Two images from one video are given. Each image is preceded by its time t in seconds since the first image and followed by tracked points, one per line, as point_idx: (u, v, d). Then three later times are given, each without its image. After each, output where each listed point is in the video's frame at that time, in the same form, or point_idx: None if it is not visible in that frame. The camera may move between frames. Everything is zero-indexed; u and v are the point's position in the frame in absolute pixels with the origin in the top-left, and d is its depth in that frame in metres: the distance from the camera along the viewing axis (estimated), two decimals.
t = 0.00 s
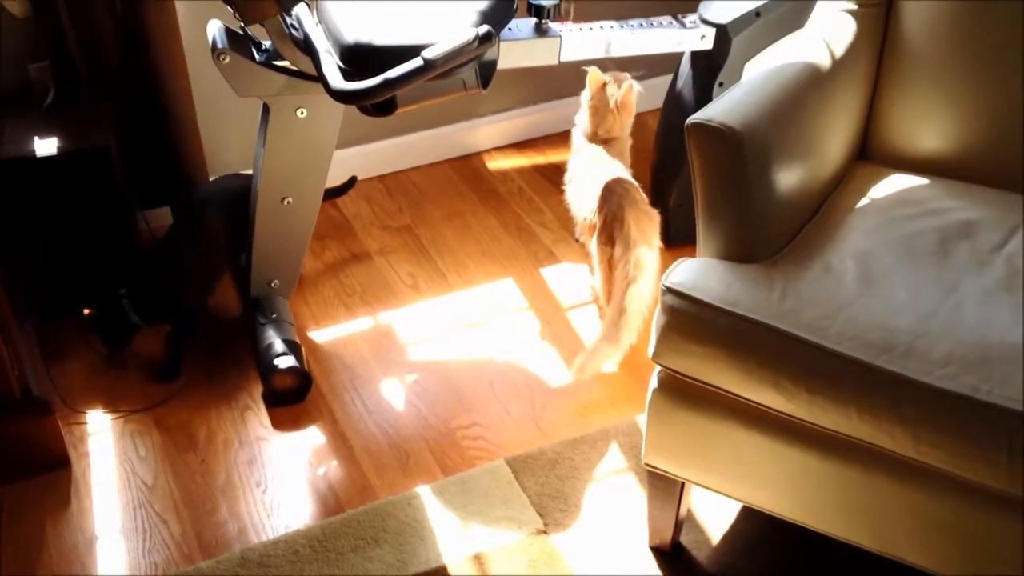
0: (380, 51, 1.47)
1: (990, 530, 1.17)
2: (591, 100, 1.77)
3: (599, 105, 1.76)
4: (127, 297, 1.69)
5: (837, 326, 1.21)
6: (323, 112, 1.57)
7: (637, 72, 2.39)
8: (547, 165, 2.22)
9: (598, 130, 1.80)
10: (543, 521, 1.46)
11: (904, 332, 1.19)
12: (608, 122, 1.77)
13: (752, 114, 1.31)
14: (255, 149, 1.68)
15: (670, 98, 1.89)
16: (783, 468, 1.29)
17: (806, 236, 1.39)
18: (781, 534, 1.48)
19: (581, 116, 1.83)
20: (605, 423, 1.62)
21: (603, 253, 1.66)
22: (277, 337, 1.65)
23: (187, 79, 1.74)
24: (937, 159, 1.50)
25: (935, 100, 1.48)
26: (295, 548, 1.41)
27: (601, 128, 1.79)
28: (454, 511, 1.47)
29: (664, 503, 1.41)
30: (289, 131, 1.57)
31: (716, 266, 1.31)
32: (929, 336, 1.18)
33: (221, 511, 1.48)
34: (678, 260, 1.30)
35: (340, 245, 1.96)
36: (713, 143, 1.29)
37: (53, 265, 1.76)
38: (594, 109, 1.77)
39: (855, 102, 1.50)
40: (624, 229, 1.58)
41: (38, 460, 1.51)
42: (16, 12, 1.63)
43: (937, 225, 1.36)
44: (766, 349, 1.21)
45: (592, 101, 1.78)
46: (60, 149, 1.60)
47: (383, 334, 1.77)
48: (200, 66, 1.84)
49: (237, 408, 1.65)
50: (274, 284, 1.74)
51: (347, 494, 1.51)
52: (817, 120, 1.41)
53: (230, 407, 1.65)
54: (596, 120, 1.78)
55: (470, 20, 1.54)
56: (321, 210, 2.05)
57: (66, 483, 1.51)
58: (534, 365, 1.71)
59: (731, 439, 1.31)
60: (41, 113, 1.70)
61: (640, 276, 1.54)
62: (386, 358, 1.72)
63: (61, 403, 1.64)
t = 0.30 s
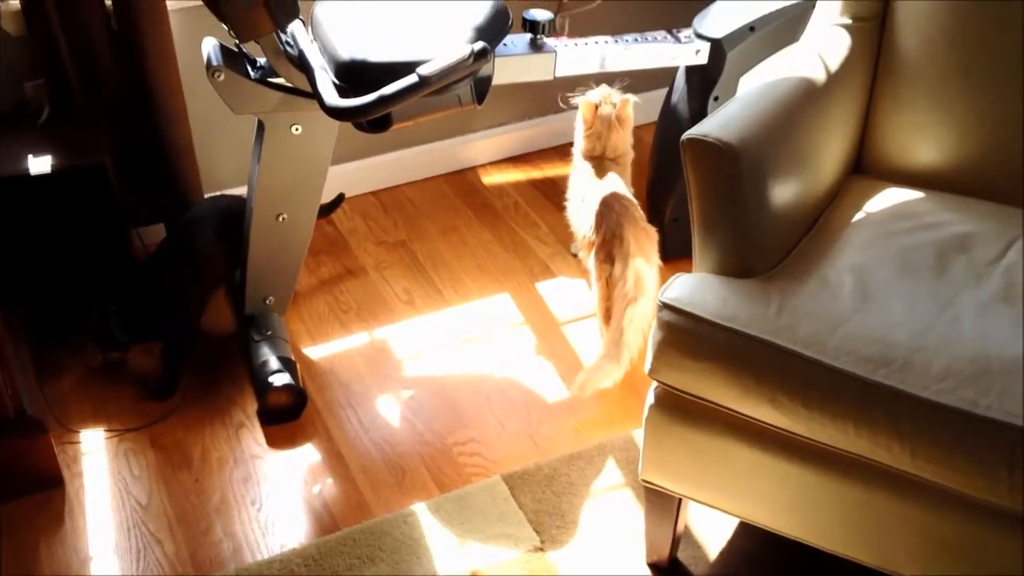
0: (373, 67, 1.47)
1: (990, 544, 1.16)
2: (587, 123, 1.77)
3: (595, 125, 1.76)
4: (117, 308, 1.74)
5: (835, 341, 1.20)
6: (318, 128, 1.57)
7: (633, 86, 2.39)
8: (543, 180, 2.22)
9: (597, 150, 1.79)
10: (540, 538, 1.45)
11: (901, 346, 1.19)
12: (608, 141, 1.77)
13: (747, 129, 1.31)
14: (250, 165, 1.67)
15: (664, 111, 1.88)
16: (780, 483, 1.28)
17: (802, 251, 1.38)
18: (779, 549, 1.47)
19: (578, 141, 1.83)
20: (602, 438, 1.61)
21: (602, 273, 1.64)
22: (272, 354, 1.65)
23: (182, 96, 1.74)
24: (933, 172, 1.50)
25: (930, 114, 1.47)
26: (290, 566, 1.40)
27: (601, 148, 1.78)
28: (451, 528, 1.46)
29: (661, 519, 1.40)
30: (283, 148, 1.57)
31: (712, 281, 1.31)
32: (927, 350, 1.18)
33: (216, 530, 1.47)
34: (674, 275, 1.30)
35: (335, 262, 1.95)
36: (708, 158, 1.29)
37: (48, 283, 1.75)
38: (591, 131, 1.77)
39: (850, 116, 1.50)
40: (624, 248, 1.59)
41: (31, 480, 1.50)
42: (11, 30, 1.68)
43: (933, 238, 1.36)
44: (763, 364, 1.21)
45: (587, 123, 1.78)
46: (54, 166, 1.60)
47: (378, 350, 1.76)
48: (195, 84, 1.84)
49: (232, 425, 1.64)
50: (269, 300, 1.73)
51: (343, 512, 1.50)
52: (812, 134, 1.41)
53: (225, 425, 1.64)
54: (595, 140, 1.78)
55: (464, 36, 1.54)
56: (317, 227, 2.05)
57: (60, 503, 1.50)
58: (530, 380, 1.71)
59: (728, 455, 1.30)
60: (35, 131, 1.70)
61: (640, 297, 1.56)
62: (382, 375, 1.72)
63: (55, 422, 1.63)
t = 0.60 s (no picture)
0: (358, 82, 1.49)
1: (980, 553, 1.16)
2: (552, 136, 1.80)
3: (563, 134, 1.79)
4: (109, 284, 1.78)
5: (823, 352, 1.21)
6: (304, 143, 1.57)
7: (618, 97, 2.39)
8: (530, 192, 2.22)
9: (569, 159, 1.81)
10: (531, 552, 1.44)
11: (889, 357, 1.19)
12: (578, 146, 1.80)
13: (733, 142, 1.31)
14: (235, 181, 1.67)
15: (649, 122, 1.89)
16: (771, 495, 1.29)
17: (789, 262, 1.39)
18: (770, 561, 1.47)
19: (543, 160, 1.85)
20: (592, 450, 1.61)
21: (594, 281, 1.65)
22: (259, 369, 1.64)
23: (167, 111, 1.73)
24: (918, 182, 1.51)
25: (914, 124, 1.48)
26: None
27: (572, 155, 1.81)
28: (442, 543, 1.45)
29: (652, 532, 1.40)
30: (270, 163, 1.57)
31: (700, 294, 1.31)
32: (915, 361, 1.18)
33: (205, 548, 1.46)
34: (662, 288, 1.30)
35: (322, 276, 1.95)
36: (694, 170, 1.29)
37: (32, 300, 1.74)
38: (561, 141, 1.79)
39: (835, 127, 1.50)
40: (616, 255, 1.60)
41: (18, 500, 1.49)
42: None
43: (919, 249, 1.36)
44: (750, 376, 1.21)
45: (552, 136, 1.80)
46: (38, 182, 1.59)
47: (367, 365, 1.75)
48: (180, 99, 1.83)
49: (220, 442, 1.63)
50: (256, 316, 1.72)
51: (332, 528, 1.49)
52: (798, 146, 1.42)
53: (213, 442, 1.63)
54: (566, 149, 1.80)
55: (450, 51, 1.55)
56: (304, 241, 2.04)
57: (46, 522, 1.49)
58: (519, 392, 1.70)
59: (719, 467, 1.30)
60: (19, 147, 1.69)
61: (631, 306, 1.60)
62: (370, 389, 1.71)
63: (41, 440, 1.61)
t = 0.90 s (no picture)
0: (351, 83, 1.49)
1: (973, 552, 1.17)
2: (527, 134, 1.82)
3: (534, 133, 1.82)
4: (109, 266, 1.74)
5: (818, 353, 1.21)
6: (297, 143, 1.57)
7: (613, 98, 2.38)
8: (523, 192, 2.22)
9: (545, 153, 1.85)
10: (526, 552, 1.44)
11: (885, 358, 1.19)
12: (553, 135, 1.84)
13: (727, 143, 1.31)
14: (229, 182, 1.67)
15: (642, 122, 1.89)
16: (766, 496, 1.29)
17: (782, 263, 1.39)
18: (765, 561, 1.47)
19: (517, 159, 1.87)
20: (586, 450, 1.60)
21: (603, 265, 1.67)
22: (252, 370, 1.63)
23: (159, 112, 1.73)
24: (912, 183, 1.51)
25: (908, 125, 1.49)
26: None
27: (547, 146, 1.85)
28: (436, 544, 1.45)
29: (647, 532, 1.40)
30: (264, 163, 1.57)
31: (695, 294, 1.31)
32: (910, 361, 1.18)
33: (198, 550, 1.46)
34: (657, 288, 1.30)
35: (316, 277, 1.94)
36: (689, 171, 1.30)
37: (24, 301, 1.74)
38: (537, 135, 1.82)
39: (829, 127, 1.51)
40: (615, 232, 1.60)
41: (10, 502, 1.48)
42: None
43: (914, 249, 1.37)
44: (745, 377, 1.21)
45: (527, 135, 1.82)
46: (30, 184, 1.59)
47: (361, 366, 1.75)
48: (172, 99, 1.83)
49: (213, 443, 1.62)
50: (250, 315, 1.71)
51: (327, 530, 1.49)
52: (793, 147, 1.42)
53: (207, 443, 1.62)
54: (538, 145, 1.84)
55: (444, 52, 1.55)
56: (296, 241, 2.04)
57: (39, 525, 1.49)
58: (513, 393, 1.70)
59: (713, 467, 1.30)
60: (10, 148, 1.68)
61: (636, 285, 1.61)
62: (364, 390, 1.70)
63: (34, 442, 1.61)
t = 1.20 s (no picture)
0: (345, 86, 1.49)
1: (969, 555, 1.17)
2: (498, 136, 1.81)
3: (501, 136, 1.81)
4: (105, 262, 1.69)
5: (813, 355, 1.21)
6: (291, 146, 1.57)
7: (608, 99, 2.38)
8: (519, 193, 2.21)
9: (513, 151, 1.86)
10: (522, 556, 1.44)
11: (880, 360, 1.19)
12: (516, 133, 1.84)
13: (722, 146, 1.31)
14: (223, 186, 1.67)
15: (637, 123, 1.89)
16: (763, 498, 1.29)
17: (777, 265, 1.39)
18: (762, 563, 1.47)
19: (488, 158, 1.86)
20: (582, 453, 1.60)
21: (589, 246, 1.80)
22: (247, 374, 1.63)
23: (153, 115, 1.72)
24: (906, 184, 1.51)
25: (902, 126, 1.49)
26: None
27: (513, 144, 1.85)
28: (433, 548, 1.45)
29: (644, 536, 1.40)
30: (258, 166, 1.57)
31: (690, 297, 1.31)
32: (906, 363, 1.18)
33: (194, 554, 1.46)
34: (652, 292, 1.30)
35: (311, 280, 1.93)
36: (684, 174, 1.29)
37: (22, 304, 1.73)
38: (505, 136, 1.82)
39: (824, 129, 1.50)
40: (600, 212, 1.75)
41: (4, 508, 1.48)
42: None
43: (909, 252, 1.37)
44: (740, 381, 1.21)
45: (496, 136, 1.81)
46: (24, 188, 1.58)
47: (356, 369, 1.74)
48: (165, 102, 1.82)
49: (208, 447, 1.62)
50: (245, 319, 1.71)
51: (322, 534, 1.49)
52: (788, 150, 1.42)
53: (202, 448, 1.62)
54: (505, 145, 1.83)
55: (438, 54, 1.54)
56: (291, 244, 2.03)
57: (33, 530, 1.49)
58: (508, 396, 1.69)
59: (709, 470, 1.30)
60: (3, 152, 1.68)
61: (616, 262, 1.70)
62: (359, 393, 1.70)
63: (28, 448, 1.60)
